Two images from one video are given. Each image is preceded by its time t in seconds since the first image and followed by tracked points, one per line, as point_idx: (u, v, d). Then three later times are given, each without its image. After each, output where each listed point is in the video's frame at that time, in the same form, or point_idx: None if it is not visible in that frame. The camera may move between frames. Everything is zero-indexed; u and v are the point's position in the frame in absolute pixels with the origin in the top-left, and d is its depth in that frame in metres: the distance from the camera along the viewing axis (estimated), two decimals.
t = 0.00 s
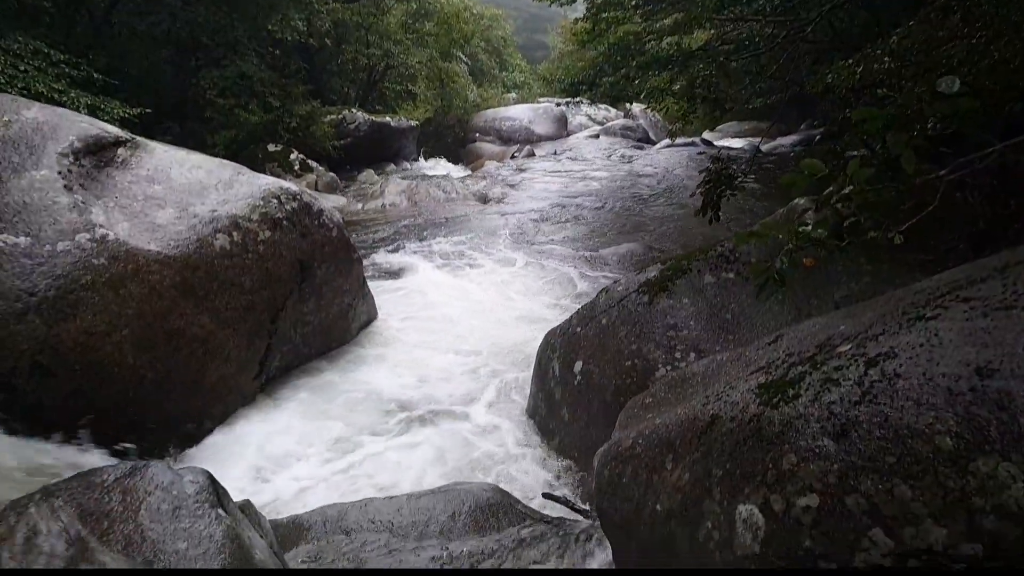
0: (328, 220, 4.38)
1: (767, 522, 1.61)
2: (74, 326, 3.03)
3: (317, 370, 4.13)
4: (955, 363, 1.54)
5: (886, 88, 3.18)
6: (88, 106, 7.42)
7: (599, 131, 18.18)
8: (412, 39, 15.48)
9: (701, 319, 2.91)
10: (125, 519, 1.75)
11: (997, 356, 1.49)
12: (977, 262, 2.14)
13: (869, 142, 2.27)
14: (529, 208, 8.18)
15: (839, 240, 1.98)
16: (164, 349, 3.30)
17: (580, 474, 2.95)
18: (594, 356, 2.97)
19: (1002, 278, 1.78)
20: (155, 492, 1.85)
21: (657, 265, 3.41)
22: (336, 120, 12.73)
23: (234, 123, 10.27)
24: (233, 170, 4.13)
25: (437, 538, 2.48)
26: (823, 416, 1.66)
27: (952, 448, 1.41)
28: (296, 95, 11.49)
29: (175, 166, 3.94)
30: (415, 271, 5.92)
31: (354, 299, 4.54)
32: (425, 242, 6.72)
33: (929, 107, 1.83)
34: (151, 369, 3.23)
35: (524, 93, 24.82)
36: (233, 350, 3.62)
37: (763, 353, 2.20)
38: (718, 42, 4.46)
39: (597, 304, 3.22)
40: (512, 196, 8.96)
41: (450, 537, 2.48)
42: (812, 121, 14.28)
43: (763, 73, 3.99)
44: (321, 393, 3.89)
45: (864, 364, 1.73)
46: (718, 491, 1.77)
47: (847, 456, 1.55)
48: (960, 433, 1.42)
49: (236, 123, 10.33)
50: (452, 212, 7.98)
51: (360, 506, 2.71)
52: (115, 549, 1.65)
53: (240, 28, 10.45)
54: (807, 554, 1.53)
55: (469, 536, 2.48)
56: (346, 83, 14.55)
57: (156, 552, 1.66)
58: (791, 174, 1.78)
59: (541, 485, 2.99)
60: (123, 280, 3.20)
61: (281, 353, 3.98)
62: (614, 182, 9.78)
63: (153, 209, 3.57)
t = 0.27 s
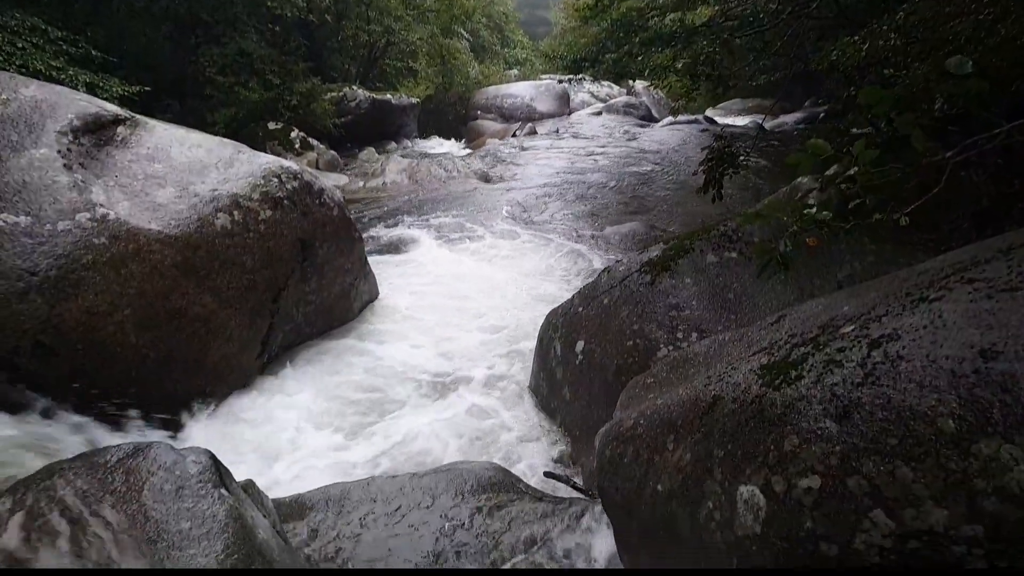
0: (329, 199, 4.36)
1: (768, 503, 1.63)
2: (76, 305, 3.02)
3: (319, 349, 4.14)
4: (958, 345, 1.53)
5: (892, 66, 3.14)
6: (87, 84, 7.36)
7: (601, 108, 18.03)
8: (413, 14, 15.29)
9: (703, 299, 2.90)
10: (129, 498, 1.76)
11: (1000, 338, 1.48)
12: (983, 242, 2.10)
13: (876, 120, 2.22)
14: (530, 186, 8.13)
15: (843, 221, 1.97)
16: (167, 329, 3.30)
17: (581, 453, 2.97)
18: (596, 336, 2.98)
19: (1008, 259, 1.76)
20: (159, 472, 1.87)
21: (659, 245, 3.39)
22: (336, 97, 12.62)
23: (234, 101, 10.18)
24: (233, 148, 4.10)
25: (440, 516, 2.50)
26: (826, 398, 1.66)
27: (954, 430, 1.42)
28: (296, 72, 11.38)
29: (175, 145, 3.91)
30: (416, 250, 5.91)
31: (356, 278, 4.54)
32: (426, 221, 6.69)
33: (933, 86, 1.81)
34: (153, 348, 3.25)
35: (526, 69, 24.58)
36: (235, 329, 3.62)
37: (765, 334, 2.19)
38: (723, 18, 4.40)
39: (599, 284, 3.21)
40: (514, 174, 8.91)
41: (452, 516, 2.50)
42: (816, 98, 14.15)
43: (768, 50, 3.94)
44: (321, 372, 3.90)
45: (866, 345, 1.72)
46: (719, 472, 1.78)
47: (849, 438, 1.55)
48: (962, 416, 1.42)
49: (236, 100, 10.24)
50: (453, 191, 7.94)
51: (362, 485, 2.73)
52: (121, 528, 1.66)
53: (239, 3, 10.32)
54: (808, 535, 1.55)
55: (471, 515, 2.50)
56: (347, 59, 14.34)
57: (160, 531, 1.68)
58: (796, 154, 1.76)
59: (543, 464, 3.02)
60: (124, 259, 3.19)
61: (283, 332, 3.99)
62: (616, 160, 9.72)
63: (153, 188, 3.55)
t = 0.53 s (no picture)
0: (330, 176, 4.34)
1: (769, 481, 1.64)
2: (78, 283, 3.01)
3: (321, 327, 4.15)
4: (962, 324, 1.53)
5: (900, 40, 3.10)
6: (87, 61, 7.30)
7: (604, 85, 17.86)
8: None
9: (705, 277, 2.89)
10: (132, 475, 1.78)
11: (1004, 316, 1.48)
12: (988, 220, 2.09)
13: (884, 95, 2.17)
14: (532, 163, 8.08)
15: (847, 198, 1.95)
16: (169, 306, 3.31)
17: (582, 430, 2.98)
18: (598, 314, 2.98)
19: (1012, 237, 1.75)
20: (162, 449, 1.88)
21: (661, 222, 3.37)
22: (337, 73, 12.50)
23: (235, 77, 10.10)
24: (233, 125, 4.07)
25: (442, 493, 2.53)
26: (828, 376, 1.66)
27: (956, 409, 1.42)
28: (296, 48, 11.27)
29: (176, 122, 3.89)
30: (418, 227, 5.89)
31: (357, 256, 4.53)
32: (428, 199, 6.66)
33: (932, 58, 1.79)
34: (155, 326, 3.25)
35: (528, 44, 24.31)
36: (237, 307, 3.63)
37: (767, 312, 2.19)
38: None
39: (601, 262, 3.20)
40: (516, 151, 8.85)
41: (455, 493, 2.53)
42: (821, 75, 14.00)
43: (774, 24, 3.88)
44: (323, 350, 3.91)
45: (869, 323, 1.71)
46: (721, 450, 1.79)
47: (851, 416, 1.56)
48: (964, 395, 1.42)
49: (236, 77, 10.16)
50: (455, 168, 7.89)
51: (365, 463, 2.75)
52: (124, 507, 1.67)
53: None
54: (808, 512, 1.56)
55: (473, 492, 2.52)
56: (347, 34, 14.15)
57: (164, 508, 1.69)
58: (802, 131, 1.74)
59: (544, 442, 3.03)
60: (126, 236, 3.19)
61: (285, 310, 3.99)
62: (618, 137, 9.65)
63: (154, 165, 3.53)
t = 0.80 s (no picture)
0: (331, 157, 4.32)
1: (769, 461, 1.64)
2: (79, 265, 3.01)
3: (323, 309, 4.15)
4: (964, 305, 1.52)
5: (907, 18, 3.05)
6: (86, 41, 7.23)
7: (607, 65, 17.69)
8: None
9: (708, 259, 2.88)
10: (135, 455, 1.79)
11: (1008, 297, 1.47)
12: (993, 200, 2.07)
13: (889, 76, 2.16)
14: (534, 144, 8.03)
15: (852, 180, 1.94)
16: (171, 288, 3.31)
17: (583, 412, 2.99)
18: (600, 296, 2.97)
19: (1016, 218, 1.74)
20: (164, 430, 1.90)
21: (664, 204, 3.34)
22: (338, 53, 12.39)
23: (235, 58, 10.02)
24: (233, 106, 4.04)
25: (444, 474, 2.54)
26: (830, 357, 1.65)
27: (958, 390, 1.42)
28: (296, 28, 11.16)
29: (175, 102, 3.86)
30: (419, 209, 5.86)
31: (358, 237, 4.52)
32: (429, 180, 6.62)
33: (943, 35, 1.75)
34: (157, 308, 3.26)
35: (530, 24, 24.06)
36: (238, 289, 3.63)
37: (768, 294, 2.18)
38: None
39: (603, 244, 3.19)
40: (517, 132, 8.79)
41: (457, 474, 2.54)
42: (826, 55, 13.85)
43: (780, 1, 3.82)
44: (325, 332, 3.91)
45: (872, 304, 1.70)
46: (721, 431, 1.79)
47: (852, 397, 1.56)
48: (966, 376, 1.42)
49: (237, 58, 10.08)
50: (456, 149, 7.85)
51: (367, 443, 2.77)
52: (128, 487, 1.69)
53: None
54: (809, 492, 1.56)
55: (476, 474, 2.54)
56: (347, 14, 13.98)
57: (166, 488, 1.70)
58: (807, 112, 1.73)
59: (545, 423, 3.04)
60: (128, 217, 3.18)
61: (286, 292, 3.99)
62: (621, 118, 9.58)
63: (155, 146, 3.51)
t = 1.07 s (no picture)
0: (333, 140, 4.30)
1: (771, 443, 1.65)
2: (82, 248, 3.02)
3: (325, 292, 4.16)
4: (967, 288, 1.52)
5: None
6: (86, 23, 7.19)
7: (610, 48, 17.54)
8: None
9: (710, 242, 2.88)
10: (140, 437, 1.80)
11: (1011, 280, 1.47)
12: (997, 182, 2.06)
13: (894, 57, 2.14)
14: (536, 127, 7.99)
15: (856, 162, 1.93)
16: (173, 271, 3.31)
17: (585, 395, 3.00)
18: (602, 279, 2.98)
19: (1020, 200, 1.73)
20: (169, 412, 1.90)
21: (666, 187, 3.33)
22: (339, 35, 12.30)
23: (235, 40, 9.95)
24: (235, 89, 4.02)
25: (446, 456, 2.56)
26: (832, 340, 1.65)
27: (959, 372, 1.42)
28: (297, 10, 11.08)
29: (176, 84, 3.84)
30: (421, 192, 5.85)
31: (361, 221, 4.51)
32: (431, 163, 6.60)
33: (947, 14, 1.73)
34: (160, 291, 3.27)
35: (532, 6, 23.83)
36: (241, 273, 3.63)
37: (771, 277, 2.17)
38: None
39: (606, 227, 3.18)
40: (519, 115, 8.75)
41: (459, 456, 2.56)
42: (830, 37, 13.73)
43: None
44: (327, 315, 3.92)
45: (874, 288, 1.70)
46: (723, 413, 1.80)
47: (854, 379, 1.56)
48: (967, 359, 1.42)
49: (237, 40, 10.01)
50: (458, 132, 7.81)
51: (370, 425, 2.78)
52: (133, 468, 1.70)
53: None
54: (810, 474, 1.57)
55: (478, 456, 2.56)
56: None
57: (171, 469, 1.71)
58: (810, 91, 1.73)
59: (547, 406, 3.06)
60: (130, 200, 3.19)
61: (288, 275, 3.99)
62: (623, 101, 9.52)
63: (156, 129, 3.50)
